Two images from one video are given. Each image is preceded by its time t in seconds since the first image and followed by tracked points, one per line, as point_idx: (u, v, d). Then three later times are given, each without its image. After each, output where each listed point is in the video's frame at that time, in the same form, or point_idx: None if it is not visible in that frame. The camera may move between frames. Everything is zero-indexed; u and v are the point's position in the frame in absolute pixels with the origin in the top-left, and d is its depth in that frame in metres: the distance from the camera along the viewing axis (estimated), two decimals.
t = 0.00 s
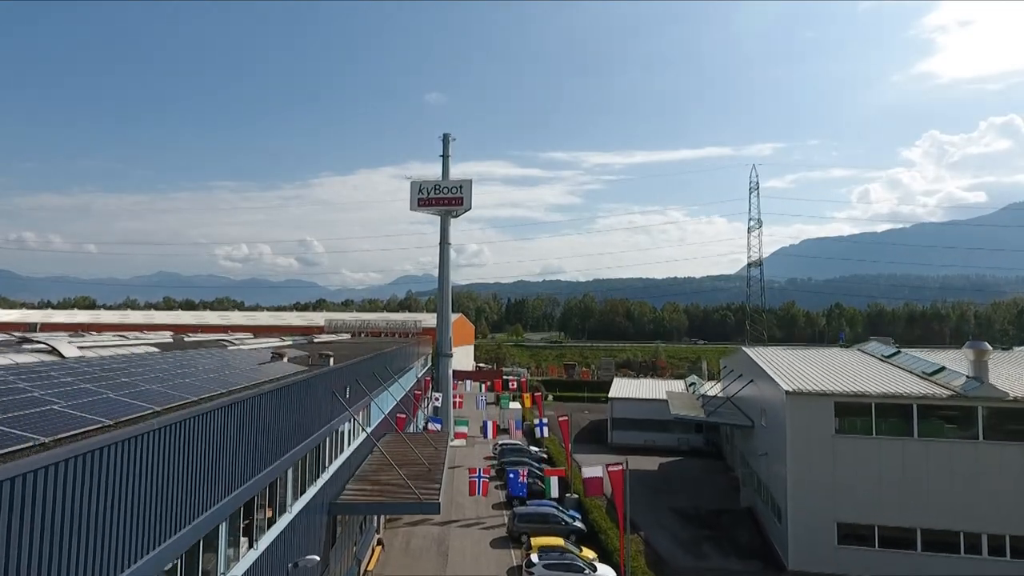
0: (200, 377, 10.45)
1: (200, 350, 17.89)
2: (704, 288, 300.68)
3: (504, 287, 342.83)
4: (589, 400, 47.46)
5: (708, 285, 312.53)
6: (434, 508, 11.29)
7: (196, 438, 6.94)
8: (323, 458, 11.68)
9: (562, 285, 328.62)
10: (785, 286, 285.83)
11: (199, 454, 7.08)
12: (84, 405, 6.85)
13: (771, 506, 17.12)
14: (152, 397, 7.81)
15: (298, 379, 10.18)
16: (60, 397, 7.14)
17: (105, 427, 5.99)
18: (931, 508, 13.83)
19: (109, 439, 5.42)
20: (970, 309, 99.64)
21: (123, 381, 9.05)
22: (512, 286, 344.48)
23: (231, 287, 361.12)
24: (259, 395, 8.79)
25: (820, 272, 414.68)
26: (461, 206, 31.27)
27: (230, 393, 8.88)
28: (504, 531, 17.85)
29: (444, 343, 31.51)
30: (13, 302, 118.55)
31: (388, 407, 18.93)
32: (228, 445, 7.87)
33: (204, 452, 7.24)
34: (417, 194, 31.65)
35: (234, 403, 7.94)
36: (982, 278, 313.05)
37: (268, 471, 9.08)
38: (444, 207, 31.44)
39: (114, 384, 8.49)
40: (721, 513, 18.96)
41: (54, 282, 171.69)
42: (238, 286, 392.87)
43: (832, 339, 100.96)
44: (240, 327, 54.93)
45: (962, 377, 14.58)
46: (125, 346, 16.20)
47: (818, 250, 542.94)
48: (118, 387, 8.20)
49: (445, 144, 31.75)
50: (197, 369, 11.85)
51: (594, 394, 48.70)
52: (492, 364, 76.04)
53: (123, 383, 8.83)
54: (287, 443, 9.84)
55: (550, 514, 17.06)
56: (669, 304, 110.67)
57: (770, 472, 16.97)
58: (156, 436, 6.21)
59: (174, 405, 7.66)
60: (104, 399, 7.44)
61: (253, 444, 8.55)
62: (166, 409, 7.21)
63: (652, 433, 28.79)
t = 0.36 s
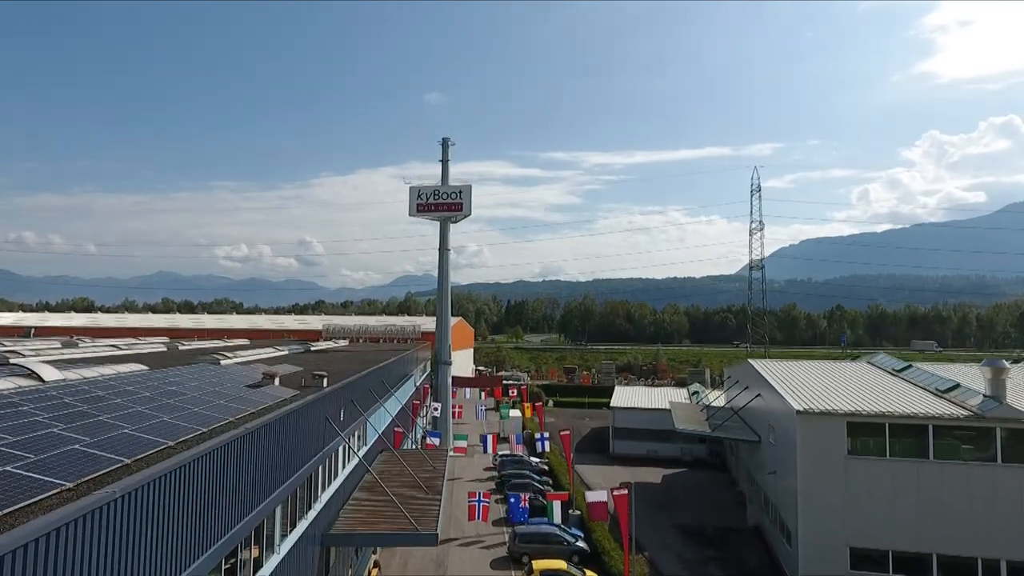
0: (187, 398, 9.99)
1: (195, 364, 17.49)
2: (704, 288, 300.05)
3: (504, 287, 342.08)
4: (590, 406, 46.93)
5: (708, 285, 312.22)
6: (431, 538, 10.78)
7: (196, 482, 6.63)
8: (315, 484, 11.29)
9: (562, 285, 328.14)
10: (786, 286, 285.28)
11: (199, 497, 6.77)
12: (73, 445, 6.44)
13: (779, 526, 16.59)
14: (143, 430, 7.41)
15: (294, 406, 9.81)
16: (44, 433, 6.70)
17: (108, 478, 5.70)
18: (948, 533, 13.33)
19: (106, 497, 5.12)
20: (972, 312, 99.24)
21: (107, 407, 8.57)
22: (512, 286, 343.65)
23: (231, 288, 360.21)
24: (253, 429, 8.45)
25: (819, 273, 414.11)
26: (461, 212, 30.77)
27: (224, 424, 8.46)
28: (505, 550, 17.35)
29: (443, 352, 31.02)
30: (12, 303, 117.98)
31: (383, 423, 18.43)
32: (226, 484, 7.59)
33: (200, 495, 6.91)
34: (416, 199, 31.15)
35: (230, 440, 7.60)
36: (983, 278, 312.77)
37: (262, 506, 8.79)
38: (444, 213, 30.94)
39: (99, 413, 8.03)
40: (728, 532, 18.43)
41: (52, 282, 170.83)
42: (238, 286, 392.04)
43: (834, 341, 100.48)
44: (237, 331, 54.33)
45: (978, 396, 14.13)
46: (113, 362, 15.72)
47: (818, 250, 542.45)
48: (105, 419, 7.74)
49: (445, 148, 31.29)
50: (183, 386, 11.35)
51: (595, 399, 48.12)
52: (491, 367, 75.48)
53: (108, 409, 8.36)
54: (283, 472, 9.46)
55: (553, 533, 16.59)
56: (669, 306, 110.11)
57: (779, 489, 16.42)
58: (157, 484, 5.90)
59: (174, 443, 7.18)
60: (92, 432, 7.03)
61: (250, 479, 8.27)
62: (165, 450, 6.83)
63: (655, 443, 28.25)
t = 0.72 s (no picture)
0: (171, 428, 9.42)
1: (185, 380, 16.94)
2: (703, 289, 299.80)
3: (503, 288, 342.02)
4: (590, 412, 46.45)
5: (708, 286, 311.90)
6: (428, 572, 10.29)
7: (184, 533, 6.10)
8: (307, 515, 10.76)
9: (562, 286, 327.69)
10: (785, 287, 284.95)
11: (188, 548, 6.26)
12: (43, 497, 5.86)
13: (788, 547, 16.06)
14: (123, 475, 6.83)
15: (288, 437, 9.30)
16: (11, 480, 6.10)
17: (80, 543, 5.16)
18: (967, 560, 12.83)
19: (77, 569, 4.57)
20: (974, 314, 98.81)
21: (83, 442, 7.97)
22: (512, 287, 343.42)
23: (231, 289, 359.75)
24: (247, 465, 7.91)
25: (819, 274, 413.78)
26: (461, 218, 30.29)
27: (212, 462, 7.90)
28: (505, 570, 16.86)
29: (442, 360, 30.51)
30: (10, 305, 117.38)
31: (378, 441, 17.87)
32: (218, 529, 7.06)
33: (188, 544, 6.38)
34: (414, 205, 30.66)
35: (223, 481, 7.12)
36: (983, 279, 312.49)
37: (256, 546, 8.27)
38: (443, 219, 30.45)
39: (75, 452, 7.43)
40: (734, 551, 17.92)
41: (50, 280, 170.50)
42: (237, 286, 391.42)
43: (835, 344, 99.96)
44: (234, 335, 53.79)
45: (996, 416, 13.68)
46: (100, 378, 15.19)
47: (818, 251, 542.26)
48: (81, 460, 7.13)
49: (444, 153, 30.81)
50: (167, 411, 10.76)
51: (596, 405, 47.64)
52: (491, 370, 75.01)
53: (84, 446, 7.78)
54: (275, 508, 8.95)
55: (554, 554, 16.09)
56: (669, 308, 109.70)
57: (788, 509, 15.82)
58: (140, 543, 5.36)
59: (155, 491, 6.58)
60: (65, 478, 6.44)
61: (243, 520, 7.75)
62: (141, 502, 6.23)
63: (658, 453, 27.75)
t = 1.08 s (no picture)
0: (154, 461, 8.85)
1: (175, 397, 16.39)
2: (704, 290, 299.32)
3: (503, 288, 341.82)
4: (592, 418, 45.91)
5: (709, 287, 311.56)
6: None
7: None
8: (299, 548, 10.23)
9: (562, 287, 327.12)
10: (786, 288, 284.26)
11: None
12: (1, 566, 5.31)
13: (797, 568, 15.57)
14: (98, 529, 6.28)
15: (280, 471, 8.78)
16: None
17: None
18: None
19: None
20: (976, 316, 98.42)
21: (57, 484, 7.42)
22: (512, 288, 342.83)
23: (230, 289, 358.80)
24: (237, 508, 7.36)
25: (819, 274, 413.29)
26: (460, 223, 29.77)
27: (196, 508, 7.35)
28: None
29: (441, 369, 29.98)
30: (6, 308, 116.48)
31: (375, 458, 17.33)
32: None
33: None
34: (413, 210, 30.14)
35: (211, 530, 6.61)
36: (983, 279, 312.27)
37: None
38: (443, 224, 29.95)
39: (47, 498, 6.88)
40: (741, 571, 17.45)
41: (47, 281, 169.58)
42: (236, 287, 390.63)
43: (837, 346, 99.45)
44: (231, 340, 53.15)
45: (1017, 438, 13.21)
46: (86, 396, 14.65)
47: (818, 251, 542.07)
48: (52, 509, 6.57)
49: (444, 157, 30.32)
50: (152, 438, 10.19)
51: (598, 411, 47.09)
52: (491, 374, 74.45)
53: (58, 489, 7.21)
54: (269, 547, 8.41)
55: None
56: (670, 310, 109.06)
57: (799, 529, 15.30)
58: None
59: (127, 552, 6.04)
60: (31, 535, 5.90)
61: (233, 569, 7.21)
62: (110, 567, 5.70)
63: (662, 464, 27.23)
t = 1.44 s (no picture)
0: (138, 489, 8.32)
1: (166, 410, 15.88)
2: (704, 291, 298.67)
3: (503, 288, 341.38)
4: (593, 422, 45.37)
5: (709, 288, 311.01)
6: None
7: None
8: None
9: (562, 287, 326.44)
10: (786, 289, 283.58)
11: None
12: None
13: None
14: None
15: (272, 501, 8.28)
16: None
17: None
18: None
19: None
20: (979, 318, 97.84)
21: (28, 524, 6.87)
22: (512, 288, 342.63)
23: (229, 290, 358.31)
24: (221, 548, 6.83)
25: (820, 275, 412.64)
26: (460, 228, 29.27)
27: (178, 549, 6.81)
28: None
29: (441, 377, 29.46)
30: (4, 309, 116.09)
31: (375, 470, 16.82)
32: None
33: None
34: (412, 214, 29.64)
35: None
36: (984, 279, 311.64)
37: None
38: (442, 229, 29.45)
39: (14, 543, 6.33)
40: None
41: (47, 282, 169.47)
42: (236, 287, 389.86)
43: (839, 348, 98.85)
44: (228, 343, 52.58)
45: None
46: (73, 412, 14.17)
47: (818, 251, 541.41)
48: (16, 557, 6.03)
49: (443, 160, 29.83)
50: (136, 462, 9.66)
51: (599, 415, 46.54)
52: (491, 376, 73.95)
53: (27, 530, 6.67)
54: None
55: None
56: (671, 312, 108.45)
57: (812, 548, 14.78)
58: None
59: None
60: None
61: None
62: None
63: (666, 473, 26.73)
